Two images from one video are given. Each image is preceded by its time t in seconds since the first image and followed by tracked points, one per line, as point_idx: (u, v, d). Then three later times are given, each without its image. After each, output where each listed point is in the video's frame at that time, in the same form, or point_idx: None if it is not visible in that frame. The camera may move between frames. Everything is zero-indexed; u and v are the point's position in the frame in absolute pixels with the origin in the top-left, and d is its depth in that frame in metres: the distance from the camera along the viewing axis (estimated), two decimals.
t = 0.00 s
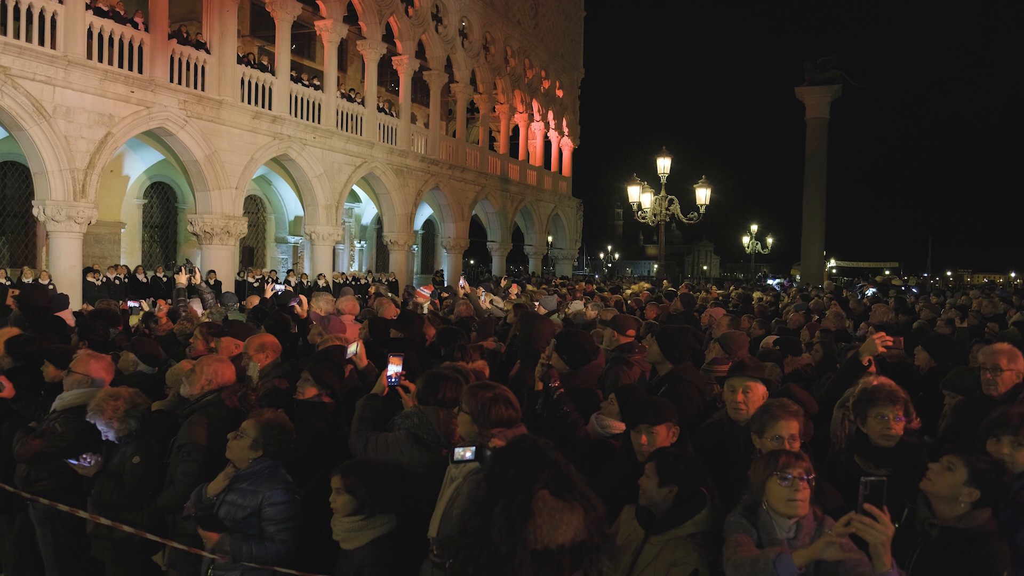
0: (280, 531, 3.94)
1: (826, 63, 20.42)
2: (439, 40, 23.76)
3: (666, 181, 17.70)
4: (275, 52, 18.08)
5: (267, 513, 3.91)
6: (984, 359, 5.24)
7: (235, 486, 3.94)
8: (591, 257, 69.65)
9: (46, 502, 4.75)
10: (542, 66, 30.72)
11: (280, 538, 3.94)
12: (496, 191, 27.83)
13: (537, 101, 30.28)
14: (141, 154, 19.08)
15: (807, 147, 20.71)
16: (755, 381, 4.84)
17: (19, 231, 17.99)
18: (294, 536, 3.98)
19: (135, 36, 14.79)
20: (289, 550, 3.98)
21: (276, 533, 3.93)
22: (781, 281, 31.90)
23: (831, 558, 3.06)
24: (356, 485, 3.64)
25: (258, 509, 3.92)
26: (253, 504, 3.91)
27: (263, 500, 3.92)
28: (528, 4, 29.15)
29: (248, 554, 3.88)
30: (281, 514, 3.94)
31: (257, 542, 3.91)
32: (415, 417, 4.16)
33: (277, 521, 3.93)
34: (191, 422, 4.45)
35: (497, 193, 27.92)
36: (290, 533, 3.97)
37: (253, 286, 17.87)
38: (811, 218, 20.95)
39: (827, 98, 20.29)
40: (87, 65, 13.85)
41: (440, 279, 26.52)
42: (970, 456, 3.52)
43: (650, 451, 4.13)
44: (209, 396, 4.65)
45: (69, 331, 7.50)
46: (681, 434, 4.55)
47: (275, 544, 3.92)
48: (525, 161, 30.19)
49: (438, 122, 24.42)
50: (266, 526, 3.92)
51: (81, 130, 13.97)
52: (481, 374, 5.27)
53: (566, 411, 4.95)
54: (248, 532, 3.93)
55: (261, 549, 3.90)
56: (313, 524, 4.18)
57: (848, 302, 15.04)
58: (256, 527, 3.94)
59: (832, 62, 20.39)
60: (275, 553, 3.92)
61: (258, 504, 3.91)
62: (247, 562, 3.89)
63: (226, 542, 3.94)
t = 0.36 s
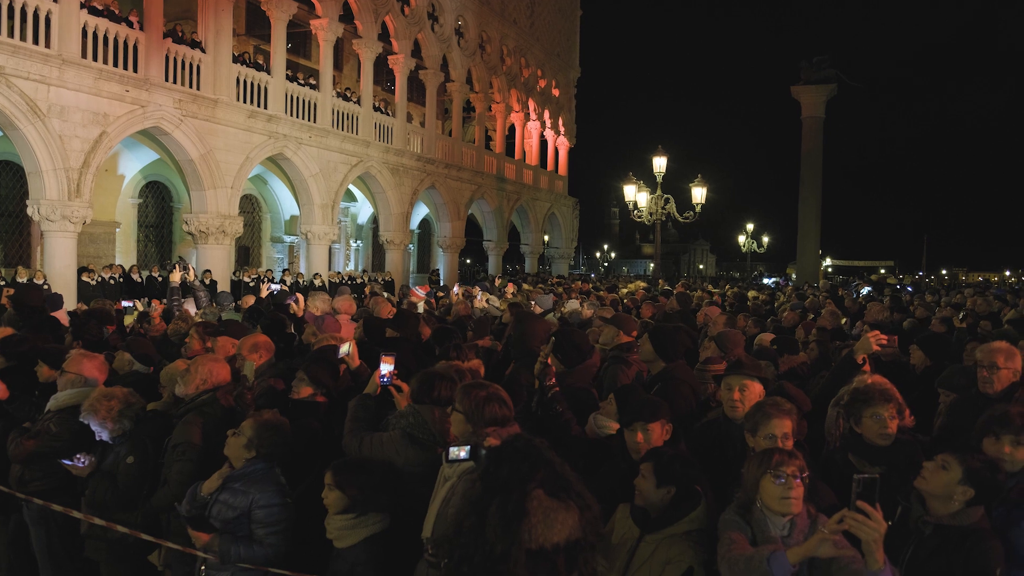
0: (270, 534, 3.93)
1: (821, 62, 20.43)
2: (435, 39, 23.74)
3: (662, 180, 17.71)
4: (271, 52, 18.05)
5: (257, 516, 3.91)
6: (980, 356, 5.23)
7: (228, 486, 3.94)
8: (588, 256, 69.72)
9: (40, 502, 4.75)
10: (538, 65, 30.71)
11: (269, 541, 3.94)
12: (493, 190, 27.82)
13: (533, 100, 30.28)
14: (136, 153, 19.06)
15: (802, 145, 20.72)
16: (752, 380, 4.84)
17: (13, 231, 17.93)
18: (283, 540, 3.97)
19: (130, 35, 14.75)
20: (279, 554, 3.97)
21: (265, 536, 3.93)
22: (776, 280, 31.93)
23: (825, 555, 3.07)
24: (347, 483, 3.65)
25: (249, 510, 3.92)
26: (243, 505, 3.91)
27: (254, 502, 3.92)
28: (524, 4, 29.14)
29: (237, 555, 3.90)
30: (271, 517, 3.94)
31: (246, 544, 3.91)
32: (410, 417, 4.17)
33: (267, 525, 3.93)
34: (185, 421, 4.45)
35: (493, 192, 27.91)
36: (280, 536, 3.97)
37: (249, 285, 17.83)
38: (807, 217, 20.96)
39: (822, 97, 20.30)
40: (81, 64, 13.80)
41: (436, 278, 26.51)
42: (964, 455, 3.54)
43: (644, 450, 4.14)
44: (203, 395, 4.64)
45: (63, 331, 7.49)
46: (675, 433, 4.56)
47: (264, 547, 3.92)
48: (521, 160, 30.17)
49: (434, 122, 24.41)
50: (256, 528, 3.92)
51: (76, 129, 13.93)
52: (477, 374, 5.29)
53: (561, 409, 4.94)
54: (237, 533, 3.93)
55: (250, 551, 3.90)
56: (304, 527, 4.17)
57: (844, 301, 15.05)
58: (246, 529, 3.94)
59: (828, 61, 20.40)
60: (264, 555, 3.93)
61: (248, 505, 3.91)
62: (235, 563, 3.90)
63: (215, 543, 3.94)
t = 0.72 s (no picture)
0: (253, 535, 3.91)
1: (806, 61, 20.54)
2: (422, 37, 23.68)
3: (648, 178, 17.76)
4: (256, 49, 17.94)
5: (240, 516, 3.89)
6: (965, 354, 5.30)
7: (211, 487, 3.93)
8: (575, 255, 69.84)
9: (20, 504, 4.71)
10: (525, 63, 30.71)
11: (253, 542, 3.91)
12: (480, 188, 27.80)
13: (520, 99, 30.29)
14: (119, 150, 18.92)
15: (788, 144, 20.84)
16: (739, 377, 4.88)
17: None
18: (267, 541, 3.95)
19: (113, 32, 14.63)
20: (262, 555, 3.96)
21: (249, 538, 3.91)
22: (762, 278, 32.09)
23: (808, 551, 3.09)
24: (328, 483, 3.65)
25: (232, 511, 3.90)
26: (227, 506, 3.89)
27: (237, 503, 3.90)
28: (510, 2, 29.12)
29: (220, 557, 3.87)
30: (254, 518, 3.92)
31: (229, 545, 3.89)
32: (397, 416, 4.18)
33: (250, 525, 3.91)
34: (169, 421, 4.42)
35: (480, 191, 27.89)
36: (263, 538, 3.94)
37: (234, 284, 17.75)
38: (792, 215, 21.09)
39: (807, 96, 20.42)
40: (63, 61, 13.67)
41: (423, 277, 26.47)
42: (945, 451, 3.57)
43: (629, 447, 4.15)
44: (187, 395, 4.60)
45: (45, 331, 7.43)
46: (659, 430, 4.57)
47: (247, 549, 3.90)
48: (508, 158, 30.17)
49: (421, 120, 24.35)
50: (239, 530, 3.90)
51: (58, 127, 13.80)
52: (464, 373, 5.29)
53: (545, 408, 4.96)
54: (220, 534, 3.91)
55: (232, 552, 3.88)
56: (288, 527, 4.15)
57: (829, 299, 15.16)
58: (229, 529, 3.92)
59: (813, 60, 20.51)
60: (247, 557, 3.91)
61: (232, 506, 3.89)
62: (216, 564, 3.88)
63: (198, 544, 3.92)
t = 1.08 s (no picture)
0: (229, 537, 3.88)
1: (784, 62, 20.70)
2: (402, 35, 23.59)
3: (627, 178, 17.82)
4: (234, 47, 17.79)
5: (215, 519, 3.86)
6: (937, 352, 5.37)
7: (185, 490, 3.89)
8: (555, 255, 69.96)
9: None
10: (504, 62, 30.69)
11: (228, 545, 3.88)
12: (460, 188, 27.76)
13: (500, 98, 30.28)
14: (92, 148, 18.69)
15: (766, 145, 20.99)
16: (719, 375, 4.90)
17: None
18: (242, 543, 3.92)
19: (87, 28, 14.44)
20: (238, 558, 3.92)
21: (224, 540, 3.88)
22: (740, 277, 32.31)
23: (781, 547, 3.12)
24: (303, 485, 3.63)
25: (206, 514, 3.87)
26: (201, 509, 3.86)
27: (212, 505, 3.87)
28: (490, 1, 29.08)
29: (194, 560, 3.83)
30: (229, 521, 3.89)
31: (204, 548, 3.86)
32: (374, 416, 4.21)
33: (225, 528, 3.88)
34: (141, 423, 4.38)
35: (460, 190, 27.84)
36: (238, 540, 3.91)
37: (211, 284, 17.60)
38: (770, 214, 21.25)
39: (785, 97, 20.59)
40: (35, 57, 13.47)
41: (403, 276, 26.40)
42: (916, 449, 3.63)
43: (607, 444, 4.17)
44: (161, 396, 4.57)
45: (16, 331, 7.32)
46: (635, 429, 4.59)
47: (222, 551, 3.87)
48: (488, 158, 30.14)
49: (400, 119, 24.26)
50: (215, 532, 3.87)
51: (30, 124, 13.60)
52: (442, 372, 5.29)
53: (521, 406, 4.97)
54: (195, 537, 3.87)
55: (207, 555, 3.85)
56: (264, 529, 4.12)
57: (806, 298, 15.29)
58: (204, 532, 3.88)
59: (790, 61, 20.67)
60: (222, 559, 3.87)
61: (206, 508, 3.86)
62: (191, 568, 3.84)
63: (172, 547, 3.88)
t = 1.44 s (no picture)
0: (198, 543, 3.83)
1: (757, 66, 20.89)
2: (377, 35, 23.47)
3: (602, 179, 17.88)
4: (205, 45, 17.61)
5: (184, 524, 3.82)
6: (904, 351, 5.44)
7: (153, 496, 3.85)
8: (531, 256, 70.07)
9: None
10: (480, 63, 30.66)
11: (198, 550, 3.84)
12: (436, 188, 27.69)
13: (475, 99, 30.25)
14: (59, 147, 18.44)
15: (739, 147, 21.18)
16: (693, 376, 4.95)
17: None
18: (212, 549, 3.88)
19: (54, 25, 14.20)
20: (208, 563, 3.88)
21: (194, 546, 3.83)
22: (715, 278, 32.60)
23: (748, 546, 3.15)
24: (272, 489, 3.59)
25: (175, 519, 3.82)
26: (170, 514, 3.81)
27: (181, 510, 3.82)
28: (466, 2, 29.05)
29: (162, 567, 3.79)
30: (199, 526, 3.85)
31: (173, 554, 3.81)
32: (346, 419, 4.22)
33: (195, 533, 3.83)
34: (107, 427, 4.33)
35: (436, 190, 27.77)
36: (208, 545, 3.87)
37: (182, 286, 17.40)
38: (743, 216, 21.45)
39: (758, 100, 20.79)
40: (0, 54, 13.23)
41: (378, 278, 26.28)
42: (884, 447, 3.68)
43: (583, 445, 4.16)
44: (128, 400, 4.53)
45: None
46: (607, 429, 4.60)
47: (192, 557, 3.83)
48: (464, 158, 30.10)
49: (375, 119, 24.14)
50: (184, 538, 3.82)
51: None
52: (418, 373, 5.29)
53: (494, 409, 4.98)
54: (163, 543, 3.82)
55: (176, 561, 3.80)
56: (236, 533, 4.08)
57: (778, 299, 15.45)
58: (173, 538, 3.83)
59: (762, 65, 20.87)
60: (192, 564, 3.83)
61: (175, 514, 3.81)
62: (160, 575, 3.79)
63: (140, 553, 3.83)
